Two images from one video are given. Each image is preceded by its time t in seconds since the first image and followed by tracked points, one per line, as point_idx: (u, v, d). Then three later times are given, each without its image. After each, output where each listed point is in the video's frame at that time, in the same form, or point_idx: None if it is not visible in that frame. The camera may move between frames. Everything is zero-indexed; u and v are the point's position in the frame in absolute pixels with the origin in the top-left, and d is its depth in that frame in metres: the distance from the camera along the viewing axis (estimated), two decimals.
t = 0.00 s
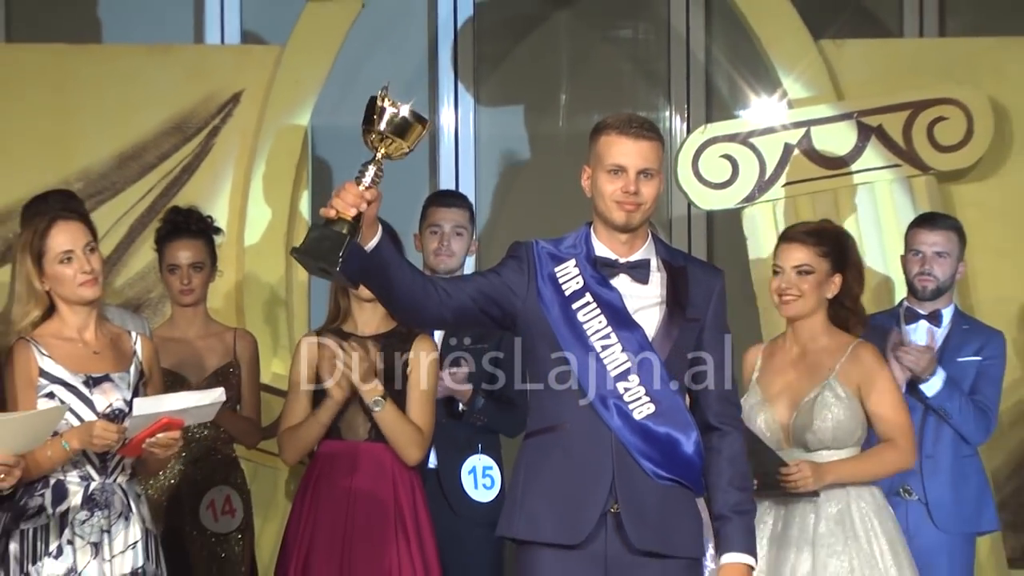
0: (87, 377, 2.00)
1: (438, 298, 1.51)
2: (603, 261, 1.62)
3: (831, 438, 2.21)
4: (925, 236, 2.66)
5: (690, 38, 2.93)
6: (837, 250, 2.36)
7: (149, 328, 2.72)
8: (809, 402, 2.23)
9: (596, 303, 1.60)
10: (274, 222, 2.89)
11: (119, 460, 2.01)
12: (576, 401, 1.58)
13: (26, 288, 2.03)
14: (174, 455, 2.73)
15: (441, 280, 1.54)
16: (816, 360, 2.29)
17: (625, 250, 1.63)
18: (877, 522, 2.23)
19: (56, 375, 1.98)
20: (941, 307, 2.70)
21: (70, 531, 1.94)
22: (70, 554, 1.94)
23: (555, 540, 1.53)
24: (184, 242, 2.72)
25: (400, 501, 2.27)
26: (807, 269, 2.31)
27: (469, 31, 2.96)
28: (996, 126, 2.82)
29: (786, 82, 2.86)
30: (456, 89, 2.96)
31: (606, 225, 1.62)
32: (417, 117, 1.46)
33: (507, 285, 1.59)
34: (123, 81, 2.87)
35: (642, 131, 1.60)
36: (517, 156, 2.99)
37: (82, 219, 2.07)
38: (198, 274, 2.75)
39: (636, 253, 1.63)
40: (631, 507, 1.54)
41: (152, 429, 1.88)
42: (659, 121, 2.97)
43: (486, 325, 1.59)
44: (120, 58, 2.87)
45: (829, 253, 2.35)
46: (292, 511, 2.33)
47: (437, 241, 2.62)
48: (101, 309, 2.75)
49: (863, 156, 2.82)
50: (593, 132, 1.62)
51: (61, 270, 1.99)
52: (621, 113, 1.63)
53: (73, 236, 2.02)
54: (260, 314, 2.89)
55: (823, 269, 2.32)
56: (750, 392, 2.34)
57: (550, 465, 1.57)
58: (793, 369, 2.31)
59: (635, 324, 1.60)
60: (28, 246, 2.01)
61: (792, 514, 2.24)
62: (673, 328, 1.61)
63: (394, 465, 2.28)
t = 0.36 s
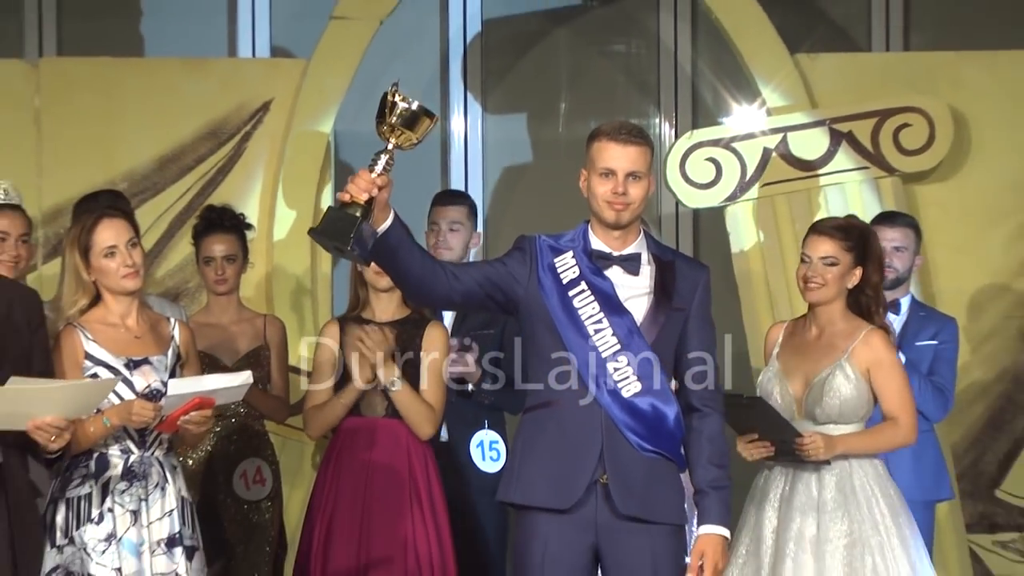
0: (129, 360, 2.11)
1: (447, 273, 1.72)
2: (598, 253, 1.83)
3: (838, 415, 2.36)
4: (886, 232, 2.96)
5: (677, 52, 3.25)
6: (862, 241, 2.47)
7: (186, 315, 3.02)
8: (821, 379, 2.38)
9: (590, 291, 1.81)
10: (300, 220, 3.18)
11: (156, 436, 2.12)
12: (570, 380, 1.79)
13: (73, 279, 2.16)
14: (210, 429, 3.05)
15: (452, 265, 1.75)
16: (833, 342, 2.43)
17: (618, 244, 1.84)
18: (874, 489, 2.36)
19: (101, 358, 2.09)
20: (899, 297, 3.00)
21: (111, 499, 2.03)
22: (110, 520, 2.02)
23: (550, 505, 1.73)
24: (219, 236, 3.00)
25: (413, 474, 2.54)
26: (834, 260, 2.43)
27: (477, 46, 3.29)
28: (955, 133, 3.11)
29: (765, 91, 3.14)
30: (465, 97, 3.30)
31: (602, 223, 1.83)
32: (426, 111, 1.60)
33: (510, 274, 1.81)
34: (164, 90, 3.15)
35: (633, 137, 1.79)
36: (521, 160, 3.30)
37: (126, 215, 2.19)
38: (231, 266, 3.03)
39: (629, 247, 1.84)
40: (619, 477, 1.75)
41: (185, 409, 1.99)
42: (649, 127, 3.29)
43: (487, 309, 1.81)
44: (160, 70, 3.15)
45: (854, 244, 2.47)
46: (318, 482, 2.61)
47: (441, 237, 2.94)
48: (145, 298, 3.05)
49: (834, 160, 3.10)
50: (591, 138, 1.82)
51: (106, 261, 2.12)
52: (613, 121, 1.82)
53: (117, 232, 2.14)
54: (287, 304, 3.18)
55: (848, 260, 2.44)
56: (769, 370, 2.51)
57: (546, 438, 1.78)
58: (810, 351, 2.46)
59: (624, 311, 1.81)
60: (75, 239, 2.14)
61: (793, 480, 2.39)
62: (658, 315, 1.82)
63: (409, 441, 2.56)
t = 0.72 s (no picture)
0: (160, 343, 2.32)
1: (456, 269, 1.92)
2: (592, 246, 2.05)
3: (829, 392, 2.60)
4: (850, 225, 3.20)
5: (664, 62, 3.58)
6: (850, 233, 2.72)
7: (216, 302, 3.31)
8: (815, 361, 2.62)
9: (586, 280, 2.02)
10: (319, 214, 3.46)
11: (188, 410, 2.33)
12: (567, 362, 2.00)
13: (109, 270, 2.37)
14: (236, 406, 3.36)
15: (458, 260, 1.96)
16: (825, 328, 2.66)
17: (610, 236, 2.06)
18: (867, 459, 2.58)
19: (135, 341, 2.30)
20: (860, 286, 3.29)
21: (146, 468, 2.22)
22: (143, 489, 2.20)
23: (550, 473, 1.96)
24: (249, 229, 3.30)
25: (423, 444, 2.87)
26: (830, 254, 2.66)
27: (481, 56, 3.61)
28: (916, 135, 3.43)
29: (744, 97, 3.43)
30: (471, 102, 3.62)
31: (593, 217, 2.04)
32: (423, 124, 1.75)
33: (512, 266, 2.02)
34: (197, 97, 3.47)
35: (621, 139, 2.00)
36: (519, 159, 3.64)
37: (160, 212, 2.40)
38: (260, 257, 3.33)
39: (621, 240, 2.06)
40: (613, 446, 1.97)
41: (212, 386, 2.18)
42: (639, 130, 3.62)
43: (490, 297, 2.02)
44: (194, 78, 3.47)
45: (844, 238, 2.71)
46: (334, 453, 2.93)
47: (436, 232, 3.28)
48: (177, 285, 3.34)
49: (807, 160, 3.40)
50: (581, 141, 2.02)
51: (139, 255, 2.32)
52: (604, 123, 2.02)
53: (152, 227, 2.34)
54: (309, 291, 3.49)
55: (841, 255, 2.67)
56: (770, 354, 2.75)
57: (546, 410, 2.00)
58: (804, 336, 2.70)
59: (616, 299, 2.02)
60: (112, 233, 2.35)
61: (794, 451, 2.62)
62: (647, 302, 2.04)
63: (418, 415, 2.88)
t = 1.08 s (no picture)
0: (190, 323, 2.67)
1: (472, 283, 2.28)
2: (589, 236, 2.35)
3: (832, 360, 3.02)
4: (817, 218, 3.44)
5: (654, 66, 3.92)
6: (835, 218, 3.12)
7: (245, 286, 3.63)
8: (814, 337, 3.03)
9: (584, 273, 2.32)
10: (339, 204, 3.75)
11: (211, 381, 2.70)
12: (567, 342, 2.31)
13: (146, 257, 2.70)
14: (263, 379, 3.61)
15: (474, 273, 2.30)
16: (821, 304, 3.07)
17: (605, 225, 2.36)
18: (869, 428, 3.01)
19: (167, 321, 2.65)
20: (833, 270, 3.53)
21: (177, 438, 2.60)
22: (175, 455, 2.58)
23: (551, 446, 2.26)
24: (276, 218, 3.60)
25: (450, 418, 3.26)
26: (819, 237, 3.04)
27: (487, 61, 3.94)
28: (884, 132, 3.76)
29: (727, 98, 3.76)
30: (478, 103, 3.95)
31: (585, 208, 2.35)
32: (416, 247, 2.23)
33: (519, 264, 2.35)
34: (227, 97, 3.80)
35: (604, 134, 2.29)
36: (522, 155, 3.98)
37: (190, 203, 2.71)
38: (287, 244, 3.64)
39: (617, 229, 2.36)
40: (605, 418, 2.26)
41: (238, 359, 2.52)
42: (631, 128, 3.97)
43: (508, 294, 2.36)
44: (225, 81, 3.80)
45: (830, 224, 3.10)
46: (351, 428, 3.30)
47: (442, 220, 3.61)
48: (205, 269, 3.64)
49: (784, 155, 3.73)
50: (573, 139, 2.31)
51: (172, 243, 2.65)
52: (595, 123, 2.31)
53: (183, 217, 2.65)
54: (329, 275, 3.79)
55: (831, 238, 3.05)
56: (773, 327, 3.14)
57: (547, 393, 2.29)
58: (805, 313, 3.09)
59: (612, 288, 2.31)
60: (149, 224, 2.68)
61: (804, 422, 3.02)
62: (640, 287, 2.33)
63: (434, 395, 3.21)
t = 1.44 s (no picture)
0: (220, 305, 3.05)
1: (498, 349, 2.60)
2: (581, 228, 2.72)
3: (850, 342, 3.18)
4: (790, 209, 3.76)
5: (645, 71, 4.30)
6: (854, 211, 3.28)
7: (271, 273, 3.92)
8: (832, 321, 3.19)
9: (577, 272, 2.67)
10: (358, 196, 4.08)
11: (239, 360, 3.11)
12: (563, 330, 2.67)
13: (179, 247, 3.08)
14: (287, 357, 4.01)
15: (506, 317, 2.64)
16: (840, 290, 3.24)
17: (597, 217, 2.71)
18: (875, 415, 3.14)
19: (199, 304, 3.03)
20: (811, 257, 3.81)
21: (208, 412, 3.00)
22: (207, 428, 2.99)
23: (552, 427, 2.58)
24: (298, 211, 3.90)
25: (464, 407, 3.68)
26: (839, 226, 3.20)
27: (493, 66, 4.31)
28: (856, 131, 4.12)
29: (712, 100, 4.10)
30: (483, 104, 4.33)
31: (584, 200, 2.68)
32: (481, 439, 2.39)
33: (521, 268, 2.71)
34: (255, 99, 4.15)
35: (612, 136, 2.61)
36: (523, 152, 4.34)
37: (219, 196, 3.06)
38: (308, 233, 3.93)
39: (607, 221, 2.71)
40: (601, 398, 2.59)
41: (267, 342, 2.89)
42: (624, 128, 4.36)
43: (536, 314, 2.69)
44: (253, 84, 4.16)
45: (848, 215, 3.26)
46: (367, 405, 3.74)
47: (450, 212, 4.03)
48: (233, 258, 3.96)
49: (765, 153, 4.06)
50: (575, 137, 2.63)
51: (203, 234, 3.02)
52: (593, 123, 2.64)
53: (214, 210, 3.02)
54: (348, 262, 4.12)
55: (851, 230, 3.21)
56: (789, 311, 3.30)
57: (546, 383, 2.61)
58: (823, 298, 3.26)
59: (604, 287, 2.66)
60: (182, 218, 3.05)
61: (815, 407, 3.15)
62: (629, 276, 2.68)
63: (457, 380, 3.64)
